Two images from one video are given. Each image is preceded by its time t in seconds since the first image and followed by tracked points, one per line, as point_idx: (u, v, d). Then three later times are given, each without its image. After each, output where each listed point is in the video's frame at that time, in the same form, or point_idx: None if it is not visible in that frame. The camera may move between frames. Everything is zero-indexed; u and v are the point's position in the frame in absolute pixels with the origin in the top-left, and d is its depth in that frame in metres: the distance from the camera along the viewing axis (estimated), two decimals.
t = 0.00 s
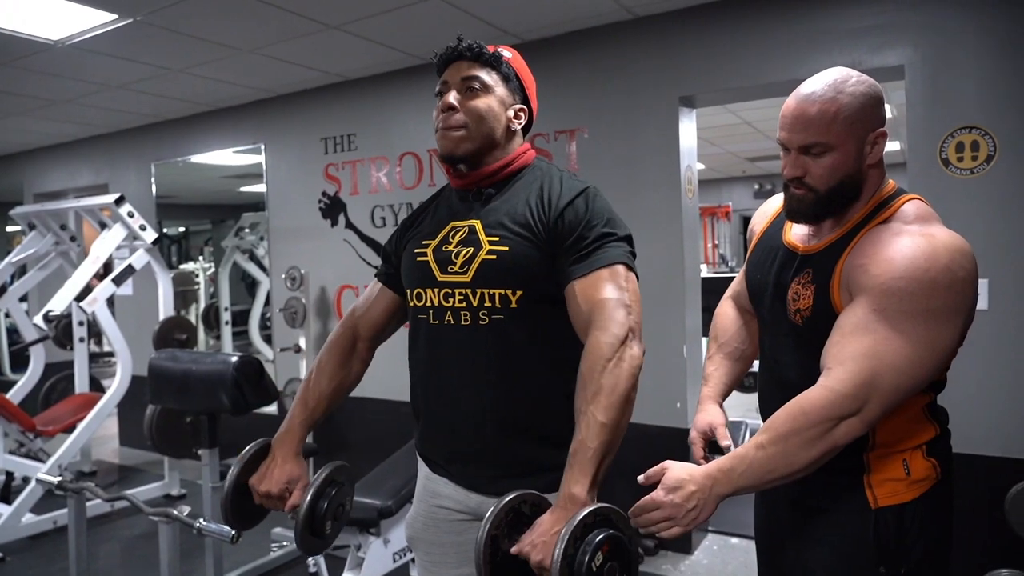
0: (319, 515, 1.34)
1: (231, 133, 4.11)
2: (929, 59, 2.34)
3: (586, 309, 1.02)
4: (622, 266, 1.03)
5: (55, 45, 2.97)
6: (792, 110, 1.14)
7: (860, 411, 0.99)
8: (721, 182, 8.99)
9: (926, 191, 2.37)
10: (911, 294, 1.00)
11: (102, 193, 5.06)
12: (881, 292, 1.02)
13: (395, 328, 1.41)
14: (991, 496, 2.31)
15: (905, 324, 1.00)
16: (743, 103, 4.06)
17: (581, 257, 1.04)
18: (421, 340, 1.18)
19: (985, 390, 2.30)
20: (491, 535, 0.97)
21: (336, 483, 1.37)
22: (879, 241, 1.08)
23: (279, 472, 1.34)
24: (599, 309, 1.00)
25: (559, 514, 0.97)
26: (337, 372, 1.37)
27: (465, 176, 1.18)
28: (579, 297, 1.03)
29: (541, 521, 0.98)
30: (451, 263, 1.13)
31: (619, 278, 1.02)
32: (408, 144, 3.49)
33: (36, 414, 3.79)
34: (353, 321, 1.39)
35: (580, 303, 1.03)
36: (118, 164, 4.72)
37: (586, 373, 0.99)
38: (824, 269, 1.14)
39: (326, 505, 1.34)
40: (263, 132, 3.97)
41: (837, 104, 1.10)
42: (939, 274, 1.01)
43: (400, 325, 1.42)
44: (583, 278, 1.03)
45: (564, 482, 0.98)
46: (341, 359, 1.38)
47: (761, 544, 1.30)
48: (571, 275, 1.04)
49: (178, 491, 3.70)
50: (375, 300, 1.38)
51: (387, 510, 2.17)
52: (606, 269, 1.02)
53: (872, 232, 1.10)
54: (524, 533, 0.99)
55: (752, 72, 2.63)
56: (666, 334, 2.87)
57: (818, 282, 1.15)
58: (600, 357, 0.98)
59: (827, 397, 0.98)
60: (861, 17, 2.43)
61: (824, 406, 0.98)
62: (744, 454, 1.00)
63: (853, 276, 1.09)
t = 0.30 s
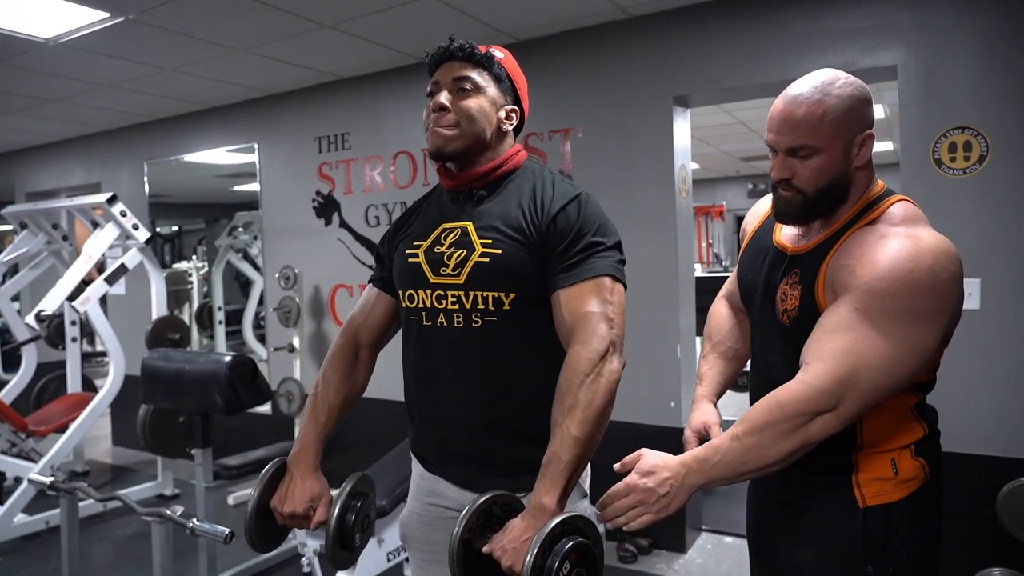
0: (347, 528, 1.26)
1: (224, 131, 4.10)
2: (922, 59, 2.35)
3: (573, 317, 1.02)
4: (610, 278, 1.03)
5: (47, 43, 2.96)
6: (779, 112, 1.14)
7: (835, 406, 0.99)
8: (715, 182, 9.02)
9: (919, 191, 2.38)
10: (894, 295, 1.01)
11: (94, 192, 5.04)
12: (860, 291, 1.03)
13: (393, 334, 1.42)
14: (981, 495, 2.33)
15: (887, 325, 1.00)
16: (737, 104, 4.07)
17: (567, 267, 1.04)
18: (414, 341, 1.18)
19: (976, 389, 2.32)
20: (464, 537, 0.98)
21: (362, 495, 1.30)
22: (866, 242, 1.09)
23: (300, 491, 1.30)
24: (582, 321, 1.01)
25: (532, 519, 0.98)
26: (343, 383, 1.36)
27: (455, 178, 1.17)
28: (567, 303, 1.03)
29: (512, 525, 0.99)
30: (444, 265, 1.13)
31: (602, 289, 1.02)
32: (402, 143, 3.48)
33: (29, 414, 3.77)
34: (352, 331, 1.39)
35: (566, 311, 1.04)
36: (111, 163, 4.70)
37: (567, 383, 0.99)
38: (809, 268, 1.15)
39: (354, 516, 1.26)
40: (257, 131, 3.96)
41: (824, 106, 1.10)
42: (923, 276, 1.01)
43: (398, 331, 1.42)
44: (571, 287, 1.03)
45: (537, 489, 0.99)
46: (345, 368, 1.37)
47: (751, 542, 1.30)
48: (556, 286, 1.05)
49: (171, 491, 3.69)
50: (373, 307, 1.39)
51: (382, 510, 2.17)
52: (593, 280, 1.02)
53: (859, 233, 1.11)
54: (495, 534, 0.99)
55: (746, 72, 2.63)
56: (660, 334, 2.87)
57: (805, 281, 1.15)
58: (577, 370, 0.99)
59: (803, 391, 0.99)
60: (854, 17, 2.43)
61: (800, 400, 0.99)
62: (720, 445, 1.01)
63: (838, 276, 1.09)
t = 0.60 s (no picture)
0: (339, 528, 1.27)
1: (225, 131, 4.10)
2: (923, 60, 2.35)
3: (586, 315, 1.03)
4: (620, 276, 1.04)
5: (49, 43, 2.96)
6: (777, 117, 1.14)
7: (813, 405, 1.00)
8: (715, 182, 9.03)
9: (920, 191, 2.38)
10: (882, 298, 1.01)
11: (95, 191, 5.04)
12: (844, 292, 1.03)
13: (388, 331, 1.42)
14: (983, 495, 2.33)
15: (873, 329, 1.00)
16: (738, 104, 4.08)
17: (578, 268, 1.04)
18: (416, 344, 1.18)
19: (977, 388, 2.32)
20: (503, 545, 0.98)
21: (353, 494, 1.31)
22: (861, 245, 1.09)
23: (292, 489, 1.32)
24: (593, 318, 1.02)
25: (568, 521, 0.98)
26: (337, 381, 1.37)
27: (454, 179, 1.17)
28: (577, 303, 1.04)
29: (550, 528, 0.99)
30: (446, 270, 1.13)
31: (616, 288, 1.03)
32: (403, 143, 3.48)
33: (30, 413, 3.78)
34: (347, 330, 1.39)
35: (578, 310, 1.04)
36: (112, 163, 4.70)
37: (590, 383, 1.00)
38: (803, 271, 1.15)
39: (345, 517, 1.28)
40: (258, 131, 3.96)
41: (824, 111, 1.10)
42: (911, 280, 1.01)
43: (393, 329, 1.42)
44: (585, 287, 1.03)
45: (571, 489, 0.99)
46: (340, 368, 1.38)
47: (752, 542, 1.30)
48: (567, 288, 1.05)
49: (172, 490, 3.69)
50: (368, 305, 1.39)
51: (382, 510, 2.17)
52: (603, 278, 1.03)
53: (855, 235, 1.11)
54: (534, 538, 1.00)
55: (746, 72, 2.63)
56: (661, 334, 2.87)
57: (800, 282, 1.16)
58: (599, 368, 1.00)
59: (781, 385, 1.01)
60: (854, 17, 2.43)
61: (779, 394, 1.01)
62: (699, 438, 1.06)
63: (830, 277, 1.09)
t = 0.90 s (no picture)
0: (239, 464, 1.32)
1: (229, 134, 4.11)
2: (926, 63, 2.35)
3: (634, 271, 0.99)
4: (649, 234, 1.04)
5: (53, 45, 2.97)
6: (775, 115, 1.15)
7: (854, 418, 1.00)
8: (718, 186, 9.04)
9: (923, 194, 2.38)
10: (898, 300, 1.01)
11: (99, 194, 5.06)
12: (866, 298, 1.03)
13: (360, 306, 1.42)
14: (986, 499, 2.32)
15: (895, 331, 1.02)
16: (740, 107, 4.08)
17: (606, 238, 1.04)
18: (421, 344, 1.18)
19: (981, 392, 2.31)
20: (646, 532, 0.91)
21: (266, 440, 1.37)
22: (870, 243, 1.08)
23: (212, 411, 1.33)
24: (638, 269, 0.99)
25: (705, 461, 0.88)
26: (297, 331, 1.37)
27: (460, 180, 1.17)
28: (622, 267, 1.01)
29: (690, 479, 0.89)
30: (454, 270, 1.13)
31: (653, 243, 1.02)
32: (406, 146, 3.49)
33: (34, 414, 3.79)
34: (324, 288, 1.39)
35: (624, 271, 1.01)
36: (116, 165, 4.72)
37: (666, 321, 0.94)
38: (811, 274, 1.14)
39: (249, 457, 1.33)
40: (261, 134, 3.97)
41: (821, 108, 1.11)
42: (924, 279, 1.02)
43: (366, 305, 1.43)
44: (623, 247, 1.02)
45: (694, 426, 0.89)
46: (305, 322, 1.38)
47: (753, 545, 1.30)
48: (602, 259, 1.03)
49: (175, 492, 3.69)
50: (353, 273, 1.39)
51: (385, 512, 2.17)
52: (635, 237, 1.02)
53: (859, 235, 1.11)
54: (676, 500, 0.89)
55: (749, 75, 2.63)
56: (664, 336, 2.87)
57: (806, 287, 1.15)
58: (670, 305, 0.95)
59: (825, 406, 1.00)
60: (857, 21, 2.44)
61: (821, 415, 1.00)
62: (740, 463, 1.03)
63: (839, 278, 1.09)
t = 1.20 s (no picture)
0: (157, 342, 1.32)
1: (230, 131, 4.11)
2: (928, 60, 2.34)
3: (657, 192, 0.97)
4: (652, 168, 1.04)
5: (54, 43, 2.97)
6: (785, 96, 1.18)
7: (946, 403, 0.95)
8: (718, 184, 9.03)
9: (924, 192, 2.37)
10: (945, 274, 1.00)
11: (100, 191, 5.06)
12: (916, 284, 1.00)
13: (342, 254, 1.36)
14: (986, 497, 2.32)
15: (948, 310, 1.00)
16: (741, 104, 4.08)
17: (617, 181, 1.03)
18: (423, 334, 1.17)
19: (981, 390, 2.31)
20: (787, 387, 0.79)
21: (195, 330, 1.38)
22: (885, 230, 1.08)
23: (160, 284, 1.33)
24: (660, 186, 0.97)
25: (815, 281, 0.76)
26: (273, 253, 1.32)
27: (463, 173, 1.16)
28: (640, 195, 0.99)
29: (811, 306, 0.75)
30: (456, 256, 1.12)
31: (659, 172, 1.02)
32: (407, 143, 3.49)
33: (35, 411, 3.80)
34: (314, 224, 1.33)
35: (648, 196, 0.98)
36: (117, 163, 4.72)
37: (706, 206, 0.90)
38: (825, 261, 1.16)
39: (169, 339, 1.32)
40: (262, 131, 3.97)
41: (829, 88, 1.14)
42: (959, 253, 1.02)
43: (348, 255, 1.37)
44: (636, 181, 1.01)
45: (788, 263, 0.80)
46: (283, 251, 1.32)
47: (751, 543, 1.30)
48: (615, 197, 1.01)
49: (176, 489, 3.70)
50: (348, 223, 1.32)
51: (386, 509, 2.18)
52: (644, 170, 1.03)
53: (869, 220, 1.12)
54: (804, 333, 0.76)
55: (751, 72, 2.63)
56: (665, 334, 2.87)
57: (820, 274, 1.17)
58: (706, 197, 0.90)
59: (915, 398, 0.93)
60: (859, 18, 2.43)
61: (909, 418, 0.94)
62: (847, 482, 0.94)
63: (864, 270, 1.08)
